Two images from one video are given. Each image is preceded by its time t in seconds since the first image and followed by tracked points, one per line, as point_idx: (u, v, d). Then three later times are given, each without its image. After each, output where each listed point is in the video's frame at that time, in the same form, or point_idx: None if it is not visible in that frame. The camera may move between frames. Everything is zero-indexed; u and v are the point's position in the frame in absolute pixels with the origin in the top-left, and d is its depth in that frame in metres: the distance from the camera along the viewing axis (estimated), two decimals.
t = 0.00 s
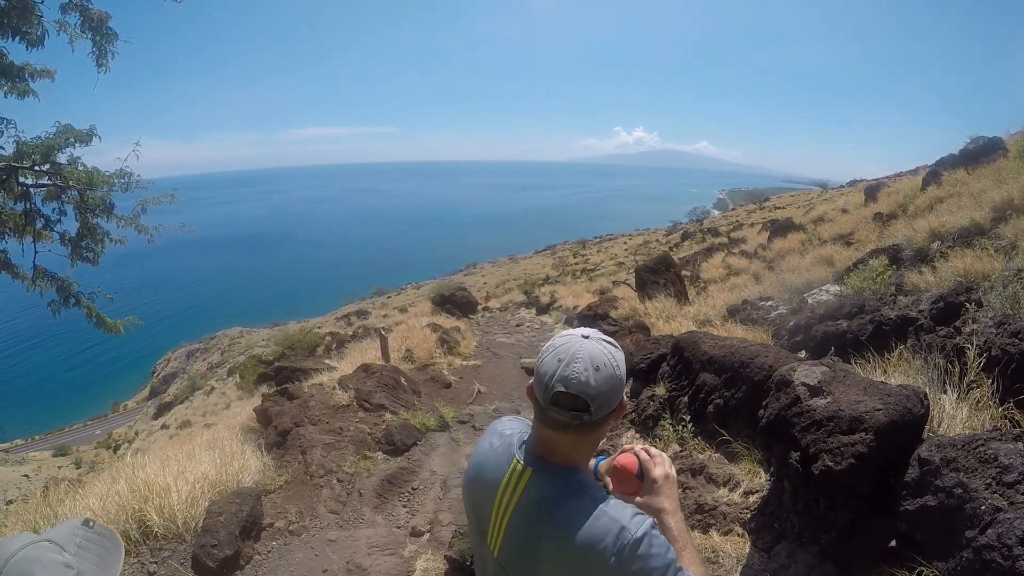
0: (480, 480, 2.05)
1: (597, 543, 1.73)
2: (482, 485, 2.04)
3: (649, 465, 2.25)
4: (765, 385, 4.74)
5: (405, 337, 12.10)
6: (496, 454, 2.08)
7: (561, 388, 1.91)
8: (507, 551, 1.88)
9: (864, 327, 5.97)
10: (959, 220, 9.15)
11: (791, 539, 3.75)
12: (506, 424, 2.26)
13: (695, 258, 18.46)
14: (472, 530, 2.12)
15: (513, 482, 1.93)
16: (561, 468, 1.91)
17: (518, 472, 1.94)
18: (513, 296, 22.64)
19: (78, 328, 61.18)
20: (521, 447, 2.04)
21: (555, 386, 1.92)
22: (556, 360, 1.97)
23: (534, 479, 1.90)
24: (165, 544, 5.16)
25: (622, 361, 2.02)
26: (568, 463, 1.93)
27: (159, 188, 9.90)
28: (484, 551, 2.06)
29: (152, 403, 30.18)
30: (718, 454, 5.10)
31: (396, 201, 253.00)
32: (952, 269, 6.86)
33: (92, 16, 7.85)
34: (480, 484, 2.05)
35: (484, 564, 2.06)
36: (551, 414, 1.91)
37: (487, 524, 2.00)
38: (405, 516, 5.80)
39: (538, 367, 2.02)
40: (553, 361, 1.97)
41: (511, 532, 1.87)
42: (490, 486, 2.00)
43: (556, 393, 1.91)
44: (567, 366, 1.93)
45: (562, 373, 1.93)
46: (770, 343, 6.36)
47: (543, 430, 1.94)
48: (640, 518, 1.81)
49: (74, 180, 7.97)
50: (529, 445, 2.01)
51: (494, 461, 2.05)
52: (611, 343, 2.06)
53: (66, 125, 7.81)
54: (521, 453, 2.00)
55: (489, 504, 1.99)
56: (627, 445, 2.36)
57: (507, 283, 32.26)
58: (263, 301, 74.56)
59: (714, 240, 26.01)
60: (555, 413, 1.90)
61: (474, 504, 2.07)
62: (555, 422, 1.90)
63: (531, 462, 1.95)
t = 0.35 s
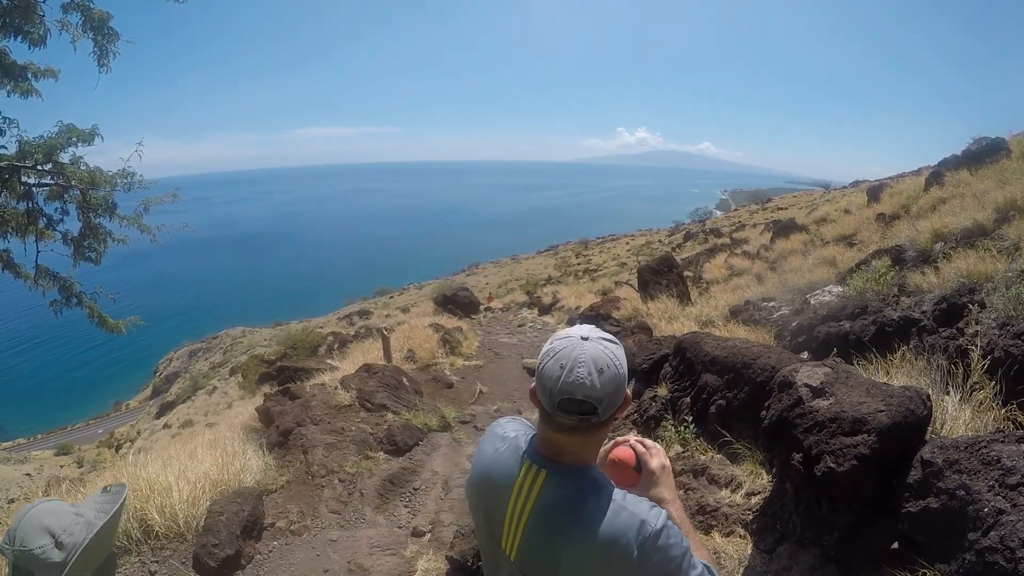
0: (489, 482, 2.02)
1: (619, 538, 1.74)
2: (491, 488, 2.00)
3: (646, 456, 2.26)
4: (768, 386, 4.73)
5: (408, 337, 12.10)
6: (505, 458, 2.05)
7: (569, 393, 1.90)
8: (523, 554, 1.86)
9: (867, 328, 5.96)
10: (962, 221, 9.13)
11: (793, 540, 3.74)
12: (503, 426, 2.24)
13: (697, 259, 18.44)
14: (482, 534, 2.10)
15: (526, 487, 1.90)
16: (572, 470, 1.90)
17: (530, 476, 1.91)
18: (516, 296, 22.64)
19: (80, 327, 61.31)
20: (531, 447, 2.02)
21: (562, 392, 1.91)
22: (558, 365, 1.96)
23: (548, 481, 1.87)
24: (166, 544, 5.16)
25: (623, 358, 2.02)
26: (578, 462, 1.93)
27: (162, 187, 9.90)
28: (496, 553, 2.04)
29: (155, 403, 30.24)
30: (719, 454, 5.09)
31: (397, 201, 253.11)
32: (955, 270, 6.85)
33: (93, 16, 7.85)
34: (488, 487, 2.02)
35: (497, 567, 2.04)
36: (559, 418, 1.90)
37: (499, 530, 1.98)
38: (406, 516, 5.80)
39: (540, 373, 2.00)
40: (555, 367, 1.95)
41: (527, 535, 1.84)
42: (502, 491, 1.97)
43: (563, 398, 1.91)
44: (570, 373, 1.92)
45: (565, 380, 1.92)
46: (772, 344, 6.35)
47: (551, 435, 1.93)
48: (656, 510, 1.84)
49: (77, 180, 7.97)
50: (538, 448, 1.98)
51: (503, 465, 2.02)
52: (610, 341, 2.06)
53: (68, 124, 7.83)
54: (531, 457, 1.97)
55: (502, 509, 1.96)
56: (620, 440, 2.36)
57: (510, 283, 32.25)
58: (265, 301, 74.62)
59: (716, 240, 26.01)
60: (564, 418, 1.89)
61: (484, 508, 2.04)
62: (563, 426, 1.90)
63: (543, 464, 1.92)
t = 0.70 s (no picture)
0: (502, 479, 2.03)
1: (631, 545, 1.72)
2: (504, 487, 2.01)
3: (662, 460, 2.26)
4: (771, 387, 4.72)
5: (411, 337, 12.12)
6: (519, 457, 2.04)
7: (587, 397, 1.89)
8: (533, 553, 1.86)
9: (870, 329, 5.94)
10: (965, 222, 9.11)
11: (796, 542, 3.73)
12: (519, 426, 2.25)
13: (701, 259, 18.44)
14: (492, 532, 2.09)
15: (540, 487, 1.90)
16: (587, 472, 1.89)
17: (545, 476, 1.91)
18: (519, 296, 22.65)
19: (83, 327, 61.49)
20: (547, 448, 2.01)
21: (580, 395, 1.90)
22: (577, 369, 1.94)
23: (563, 483, 1.86)
24: (169, 543, 5.17)
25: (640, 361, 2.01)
26: (593, 465, 1.92)
27: (165, 187, 9.92)
28: (505, 552, 2.04)
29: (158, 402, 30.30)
30: (723, 456, 5.08)
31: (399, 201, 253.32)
32: (958, 270, 6.83)
33: (98, 15, 7.87)
34: (501, 484, 2.02)
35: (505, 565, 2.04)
36: (576, 422, 1.89)
37: (510, 528, 1.97)
38: (409, 515, 5.80)
39: (558, 376, 1.99)
40: (574, 371, 1.94)
41: (539, 534, 1.84)
42: (514, 490, 1.97)
43: (581, 403, 1.89)
44: (590, 377, 1.90)
45: (585, 384, 1.90)
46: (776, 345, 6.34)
47: (566, 437, 1.92)
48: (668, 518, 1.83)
49: (81, 179, 7.98)
50: (553, 449, 1.98)
51: (517, 464, 2.02)
52: (627, 344, 2.05)
53: (72, 124, 7.84)
54: (546, 457, 1.96)
55: (514, 508, 1.96)
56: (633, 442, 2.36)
57: (513, 283, 32.28)
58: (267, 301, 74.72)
59: (719, 241, 26.01)
60: (581, 421, 1.88)
61: (496, 507, 2.04)
62: (580, 429, 1.89)
63: (559, 464, 1.92)
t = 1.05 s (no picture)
0: (529, 531, 1.99)
1: None
2: (532, 539, 1.96)
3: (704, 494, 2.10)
4: (773, 388, 4.72)
5: (414, 337, 12.15)
6: (550, 512, 1.98)
7: (630, 465, 1.77)
8: None
9: (873, 330, 5.94)
10: (969, 222, 9.11)
11: (799, 542, 3.73)
12: (552, 470, 2.19)
13: (704, 260, 18.44)
14: None
15: (569, 548, 1.84)
16: (621, 536, 1.83)
17: (576, 537, 1.85)
18: (522, 296, 22.68)
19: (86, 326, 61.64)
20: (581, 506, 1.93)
21: (622, 461, 1.78)
22: (620, 432, 1.83)
23: (593, 547, 1.80)
24: (172, 542, 5.18)
25: (688, 424, 1.90)
26: (628, 529, 1.84)
27: (169, 187, 9.95)
28: None
29: (161, 400, 30.38)
30: (726, 456, 5.07)
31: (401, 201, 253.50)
32: (962, 271, 6.83)
33: (103, 14, 7.89)
34: (528, 535, 1.99)
35: None
36: (615, 487, 1.78)
37: None
38: (412, 515, 5.81)
39: (600, 433, 1.88)
40: (616, 434, 1.83)
41: None
42: (544, 545, 1.92)
43: (623, 469, 1.78)
44: (634, 442, 1.79)
45: (628, 450, 1.78)
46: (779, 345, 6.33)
47: (602, 500, 1.83)
48: None
49: (85, 179, 8.00)
50: (586, 507, 1.90)
51: (548, 520, 1.96)
52: (677, 404, 1.92)
53: (77, 123, 7.87)
54: (579, 516, 1.90)
55: (540, 563, 1.91)
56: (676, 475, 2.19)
57: (516, 283, 32.31)
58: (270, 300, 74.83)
59: (722, 241, 26.00)
60: (621, 487, 1.78)
61: (521, 556, 1.99)
62: (618, 495, 1.79)
63: (591, 526, 1.85)
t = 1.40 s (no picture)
0: (557, 544, 2.06)
1: None
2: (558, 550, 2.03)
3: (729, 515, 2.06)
4: (774, 389, 4.72)
5: (416, 338, 12.17)
6: (581, 528, 2.03)
7: (668, 502, 1.74)
8: None
9: (874, 332, 5.93)
10: (970, 223, 9.11)
11: (798, 543, 3.73)
12: (585, 481, 2.21)
13: (705, 260, 18.45)
14: None
15: (596, 567, 1.89)
16: (649, 563, 1.85)
17: (603, 558, 1.89)
18: (523, 296, 22.69)
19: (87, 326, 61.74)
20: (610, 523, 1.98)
21: (660, 497, 1.75)
22: (661, 468, 1.76)
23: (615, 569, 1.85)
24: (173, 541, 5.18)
25: (734, 462, 1.82)
26: (657, 556, 1.86)
27: (171, 188, 9.95)
28: None
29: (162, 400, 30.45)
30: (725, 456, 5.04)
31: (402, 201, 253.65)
32: (963, 272, 6.82)
33: (106, 17, 7.90)
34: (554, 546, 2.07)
35: None
36: (649, 519, 1.78)
37: None
38: (413, 515, 5.82)
39: (638, 462, 1.82)
40: (657, 469, 1.76)
41: None
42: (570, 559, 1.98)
43: (660, 505, 1.75)
44: (674, 480, 1.73)
45: (669, 487, 1.74)
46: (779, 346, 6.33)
47: (634, 526, 1.84)
48: None
49: (88, 180, 8.00)
50: (617, 529, 1.93)
51: (578, 534, 2.01)
52: (726, 442, 1.83)
53: (80, 125, 7.88)
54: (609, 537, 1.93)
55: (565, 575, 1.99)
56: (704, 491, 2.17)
57: (518, 283, 32.34)
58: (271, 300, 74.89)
59: (723, 242, 25.99)
60: (655, 521, 1.77)
61: (547, 562, 2.07)
62: (650, 526, 1.79)
63: (619, 551, 1.88)
